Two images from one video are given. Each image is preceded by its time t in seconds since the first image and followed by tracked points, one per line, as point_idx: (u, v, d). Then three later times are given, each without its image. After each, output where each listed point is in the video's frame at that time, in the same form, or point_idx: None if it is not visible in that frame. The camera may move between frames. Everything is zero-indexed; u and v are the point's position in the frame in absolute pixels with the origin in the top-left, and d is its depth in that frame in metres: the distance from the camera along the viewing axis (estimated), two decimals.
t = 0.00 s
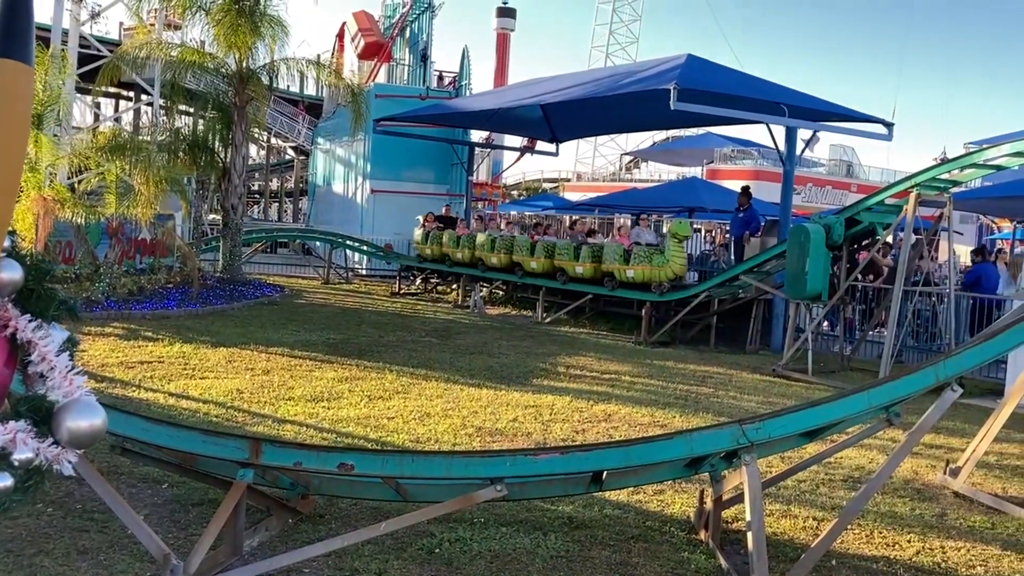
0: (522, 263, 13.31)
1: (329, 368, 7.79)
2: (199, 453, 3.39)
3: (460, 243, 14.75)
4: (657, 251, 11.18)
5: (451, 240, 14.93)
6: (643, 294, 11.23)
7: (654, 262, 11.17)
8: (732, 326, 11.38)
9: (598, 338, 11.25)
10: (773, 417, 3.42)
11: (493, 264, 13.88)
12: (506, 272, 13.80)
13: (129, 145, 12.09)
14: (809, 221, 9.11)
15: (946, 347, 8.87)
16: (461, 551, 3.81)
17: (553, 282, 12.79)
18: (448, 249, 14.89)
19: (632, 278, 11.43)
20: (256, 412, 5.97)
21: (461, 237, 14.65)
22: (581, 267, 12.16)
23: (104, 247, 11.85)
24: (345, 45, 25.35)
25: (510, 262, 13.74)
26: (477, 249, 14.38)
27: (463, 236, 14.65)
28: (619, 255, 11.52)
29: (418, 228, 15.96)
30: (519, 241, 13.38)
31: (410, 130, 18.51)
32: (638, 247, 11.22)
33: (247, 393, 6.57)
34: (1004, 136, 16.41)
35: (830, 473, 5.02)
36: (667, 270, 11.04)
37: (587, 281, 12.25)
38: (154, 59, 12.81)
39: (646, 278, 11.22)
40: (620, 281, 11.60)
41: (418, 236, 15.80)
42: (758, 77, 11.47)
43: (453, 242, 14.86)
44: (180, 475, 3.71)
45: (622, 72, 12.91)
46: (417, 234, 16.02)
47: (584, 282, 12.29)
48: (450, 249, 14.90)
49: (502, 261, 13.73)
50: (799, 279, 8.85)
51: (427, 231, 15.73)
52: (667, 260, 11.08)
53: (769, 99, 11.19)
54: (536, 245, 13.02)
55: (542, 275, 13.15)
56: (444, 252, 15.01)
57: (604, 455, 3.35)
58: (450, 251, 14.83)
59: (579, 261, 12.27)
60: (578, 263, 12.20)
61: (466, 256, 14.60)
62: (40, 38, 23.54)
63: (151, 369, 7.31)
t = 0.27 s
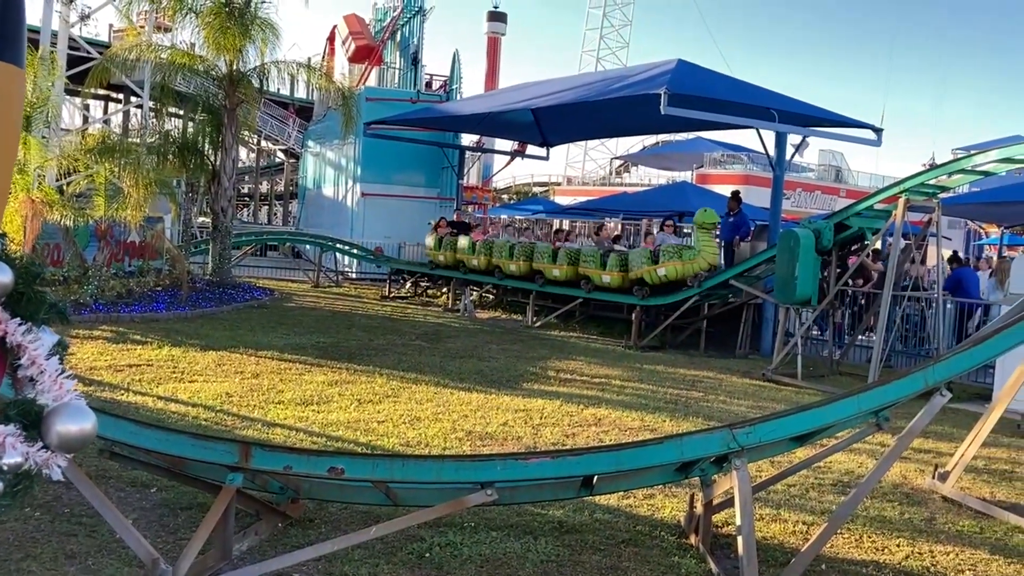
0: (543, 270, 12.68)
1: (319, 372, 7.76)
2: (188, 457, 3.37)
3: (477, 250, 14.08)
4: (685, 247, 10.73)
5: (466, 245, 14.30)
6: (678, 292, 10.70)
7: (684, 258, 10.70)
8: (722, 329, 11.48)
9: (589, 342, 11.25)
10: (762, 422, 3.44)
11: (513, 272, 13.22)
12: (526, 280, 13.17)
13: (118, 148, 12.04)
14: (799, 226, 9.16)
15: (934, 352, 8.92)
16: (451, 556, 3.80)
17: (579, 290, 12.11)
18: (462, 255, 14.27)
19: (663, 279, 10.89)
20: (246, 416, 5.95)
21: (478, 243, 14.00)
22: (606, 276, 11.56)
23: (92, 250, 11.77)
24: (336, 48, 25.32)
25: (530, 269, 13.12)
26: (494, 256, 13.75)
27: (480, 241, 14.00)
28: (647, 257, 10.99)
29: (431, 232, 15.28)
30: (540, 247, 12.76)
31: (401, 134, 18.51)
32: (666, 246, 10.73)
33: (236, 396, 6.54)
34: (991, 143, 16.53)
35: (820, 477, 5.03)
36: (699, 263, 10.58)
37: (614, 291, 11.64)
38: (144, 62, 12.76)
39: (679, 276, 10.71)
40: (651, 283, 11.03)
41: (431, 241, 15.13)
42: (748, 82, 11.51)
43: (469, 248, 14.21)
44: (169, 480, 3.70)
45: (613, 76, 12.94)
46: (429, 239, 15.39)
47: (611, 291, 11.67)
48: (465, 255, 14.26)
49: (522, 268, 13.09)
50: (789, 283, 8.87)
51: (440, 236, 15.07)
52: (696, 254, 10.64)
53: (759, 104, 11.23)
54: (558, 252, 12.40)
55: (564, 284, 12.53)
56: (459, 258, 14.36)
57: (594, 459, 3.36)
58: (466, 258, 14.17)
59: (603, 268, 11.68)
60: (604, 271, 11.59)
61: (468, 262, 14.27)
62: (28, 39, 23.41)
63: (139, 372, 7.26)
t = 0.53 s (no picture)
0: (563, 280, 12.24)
1: (306, 378, 7.73)
2: (174, 463, 3.35)
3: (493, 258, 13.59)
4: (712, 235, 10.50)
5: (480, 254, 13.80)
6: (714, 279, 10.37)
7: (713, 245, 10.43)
8: (710, 335, 11.52)
9: (576, 348, 11.27)
10: (750, 427, 3.45)
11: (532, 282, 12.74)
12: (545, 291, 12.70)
13: (105, 152, 12.00)
14: (786, 233, 9.21)
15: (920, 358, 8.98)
16: (438, 562, 3.79)
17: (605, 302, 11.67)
18: (476, 264, 13.79)
19: (694, 270, 10.59)
20: (232, 421, 5.92)
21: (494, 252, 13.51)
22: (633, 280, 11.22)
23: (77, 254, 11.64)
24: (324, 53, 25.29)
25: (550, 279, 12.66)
26: (509, 265, 13.30)
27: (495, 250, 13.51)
28: (674, 251, 10.74)
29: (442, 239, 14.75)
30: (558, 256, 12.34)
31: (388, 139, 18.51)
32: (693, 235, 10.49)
33: (222, 402, 6.51)
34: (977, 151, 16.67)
35: (806, 483, 5.05)
36: (729, 247, 10.30)
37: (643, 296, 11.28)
38: (132, 65, 12.72)
39: (710, 263, 10.41)
40: (683, 276, 10.71)
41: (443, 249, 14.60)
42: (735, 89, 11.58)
43: (484, 258, 13.72)
44: (156, 486, 3.68)
45: (601, 83, 12.99)
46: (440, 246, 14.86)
47: (640, 296, 11.30)
48: (480, 264, 13.76)
49: (542, 277, 12.63)
50: (776, 289, 8.92)
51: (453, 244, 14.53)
52: (724, 239, 10.39)
53: (746, 111, 11.30)
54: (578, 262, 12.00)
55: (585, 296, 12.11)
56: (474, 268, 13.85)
57: (581, 465, 3.36)
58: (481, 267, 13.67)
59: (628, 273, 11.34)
60: (629, 276, 11.25)
61: (482, 270, 13.82)
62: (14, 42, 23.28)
63: (125, 377, 7.22)
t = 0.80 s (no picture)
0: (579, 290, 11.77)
1: (290, 385, 7.69)
2: (156, 471, 3.32)
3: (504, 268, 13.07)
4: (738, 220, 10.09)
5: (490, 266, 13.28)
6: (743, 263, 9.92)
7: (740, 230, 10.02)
8: (694, 343, 11.57)
9: (561, 355, 11.28)
10: (734, 435, 3.47)
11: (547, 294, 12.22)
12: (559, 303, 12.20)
13: (88, 158, 11.93)
14: (769, 241, 9.28)
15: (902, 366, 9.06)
16: (423, 570, 3.78)
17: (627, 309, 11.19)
18: (486, 275, 13.26)
19: (720, 257, 10.15)
20: (215, 429, 5.88)
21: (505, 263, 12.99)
22: (655, 276, 10.77)
23: (59, 260, 11.74)
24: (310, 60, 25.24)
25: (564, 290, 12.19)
26: (522, 275, 12.77)
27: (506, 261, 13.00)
28: (698, 238, 10.33)
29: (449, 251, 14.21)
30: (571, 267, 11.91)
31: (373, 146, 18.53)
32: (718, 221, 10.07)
33: (206, 409, 6.47)
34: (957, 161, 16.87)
35: (790, 490, 5.08)
36: (758, 230, 9.89)
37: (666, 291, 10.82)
38: (116, 71, 12.65)
39: (738, 248, 9.97)
40: (710, 263, 10.25)
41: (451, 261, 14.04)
42: (720, 98, 11.67)
43: (495, 268, 13.20)
44: (138, 494, 3.65)
45: (586, 91, 13.05)
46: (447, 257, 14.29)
47: (663, 292, 10.83)
48: (491, 276, 13.23)
49: (557, 288, 12.13)
50: (759, 297, 8.96)
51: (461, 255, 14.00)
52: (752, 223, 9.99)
53: (730, 120, 11.38)
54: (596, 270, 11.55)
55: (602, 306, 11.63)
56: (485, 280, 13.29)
57: (566, 473, 3.36)
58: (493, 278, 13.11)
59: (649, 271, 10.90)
60: (651, 272, 10.79)
61: (492, 281, 13.28)
62: None
63: (107, 385, 7.15)
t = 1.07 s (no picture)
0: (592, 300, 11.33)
1: (271, 395, 7.64)
2: (134, 483, 3.29)
3: (511, 280, 12.56)
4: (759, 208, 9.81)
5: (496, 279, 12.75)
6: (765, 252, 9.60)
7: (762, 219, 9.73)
8: (676, 352, 11.60)
9: (544, 365, 11.28)
10: (713, 446, 3.49)
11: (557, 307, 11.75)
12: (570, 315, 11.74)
13: (68, 166, 11.83)
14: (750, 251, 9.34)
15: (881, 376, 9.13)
16: None
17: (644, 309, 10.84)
18: (491, 287, 12.75)
19: (741, 246, 9.83)
20: (195, 440, 5.84)
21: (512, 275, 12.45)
22: (672, 269, 10.43)
23: (38, 268, 11.68)
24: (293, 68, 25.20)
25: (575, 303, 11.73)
26: (530, 286, 12.31)
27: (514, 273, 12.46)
28: (717, 227, 10.00)
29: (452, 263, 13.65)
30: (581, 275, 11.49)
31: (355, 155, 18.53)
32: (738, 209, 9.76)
33: (185, 420, 6.42)
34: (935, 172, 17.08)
35: (769, 500, 5.10)
36: (780, 218, 9.61)
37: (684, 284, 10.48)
38: (97, 78, 12.58)
39: (760, 237, 9.66)
40: (730, 252, 9.94)
41: (454, 274, 13.49)
42: (701, 109, 11.76)
43: (501, 280, 12.67)
44: (115, 507, 3.62)
45: (569, 101, 13.11)
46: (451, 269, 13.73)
47: (680, 286, 10.50)
48: (497, 289, 12.71)
49: (568, 300, 11.65)
50: (739, 307, 9.02)
51: (465, 267, 13.44)
52: (773, 211, 9.72)
53: (711, 131, 11.47)
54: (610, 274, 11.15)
55: (616, 312, 11.25)
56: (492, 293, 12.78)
57: (546, 485, 3.36)
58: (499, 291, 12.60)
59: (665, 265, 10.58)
60: (668, 265, 10.46)
61: (499, 293, 12.79)
62: None
63: (85, 395, 7.08)
